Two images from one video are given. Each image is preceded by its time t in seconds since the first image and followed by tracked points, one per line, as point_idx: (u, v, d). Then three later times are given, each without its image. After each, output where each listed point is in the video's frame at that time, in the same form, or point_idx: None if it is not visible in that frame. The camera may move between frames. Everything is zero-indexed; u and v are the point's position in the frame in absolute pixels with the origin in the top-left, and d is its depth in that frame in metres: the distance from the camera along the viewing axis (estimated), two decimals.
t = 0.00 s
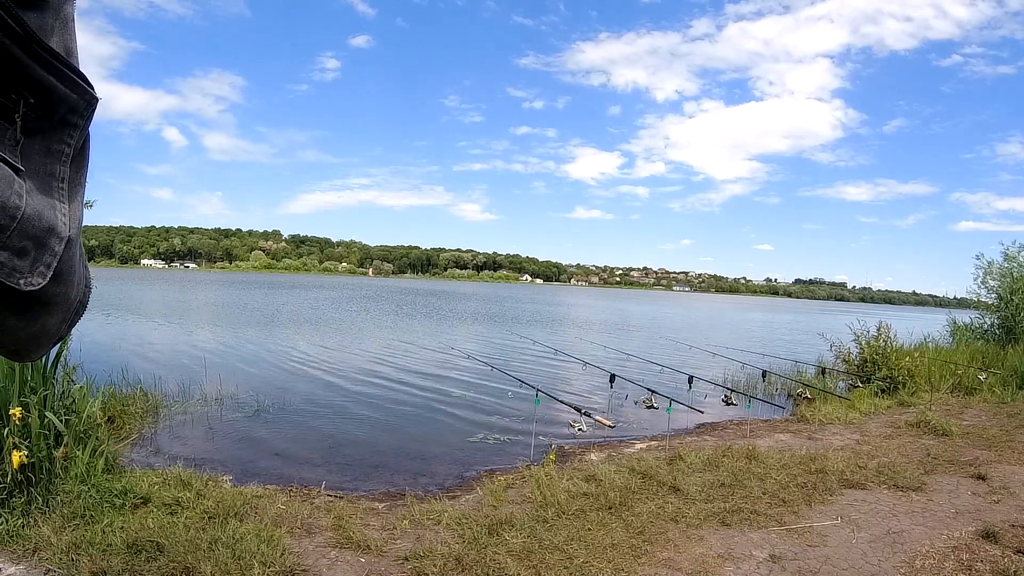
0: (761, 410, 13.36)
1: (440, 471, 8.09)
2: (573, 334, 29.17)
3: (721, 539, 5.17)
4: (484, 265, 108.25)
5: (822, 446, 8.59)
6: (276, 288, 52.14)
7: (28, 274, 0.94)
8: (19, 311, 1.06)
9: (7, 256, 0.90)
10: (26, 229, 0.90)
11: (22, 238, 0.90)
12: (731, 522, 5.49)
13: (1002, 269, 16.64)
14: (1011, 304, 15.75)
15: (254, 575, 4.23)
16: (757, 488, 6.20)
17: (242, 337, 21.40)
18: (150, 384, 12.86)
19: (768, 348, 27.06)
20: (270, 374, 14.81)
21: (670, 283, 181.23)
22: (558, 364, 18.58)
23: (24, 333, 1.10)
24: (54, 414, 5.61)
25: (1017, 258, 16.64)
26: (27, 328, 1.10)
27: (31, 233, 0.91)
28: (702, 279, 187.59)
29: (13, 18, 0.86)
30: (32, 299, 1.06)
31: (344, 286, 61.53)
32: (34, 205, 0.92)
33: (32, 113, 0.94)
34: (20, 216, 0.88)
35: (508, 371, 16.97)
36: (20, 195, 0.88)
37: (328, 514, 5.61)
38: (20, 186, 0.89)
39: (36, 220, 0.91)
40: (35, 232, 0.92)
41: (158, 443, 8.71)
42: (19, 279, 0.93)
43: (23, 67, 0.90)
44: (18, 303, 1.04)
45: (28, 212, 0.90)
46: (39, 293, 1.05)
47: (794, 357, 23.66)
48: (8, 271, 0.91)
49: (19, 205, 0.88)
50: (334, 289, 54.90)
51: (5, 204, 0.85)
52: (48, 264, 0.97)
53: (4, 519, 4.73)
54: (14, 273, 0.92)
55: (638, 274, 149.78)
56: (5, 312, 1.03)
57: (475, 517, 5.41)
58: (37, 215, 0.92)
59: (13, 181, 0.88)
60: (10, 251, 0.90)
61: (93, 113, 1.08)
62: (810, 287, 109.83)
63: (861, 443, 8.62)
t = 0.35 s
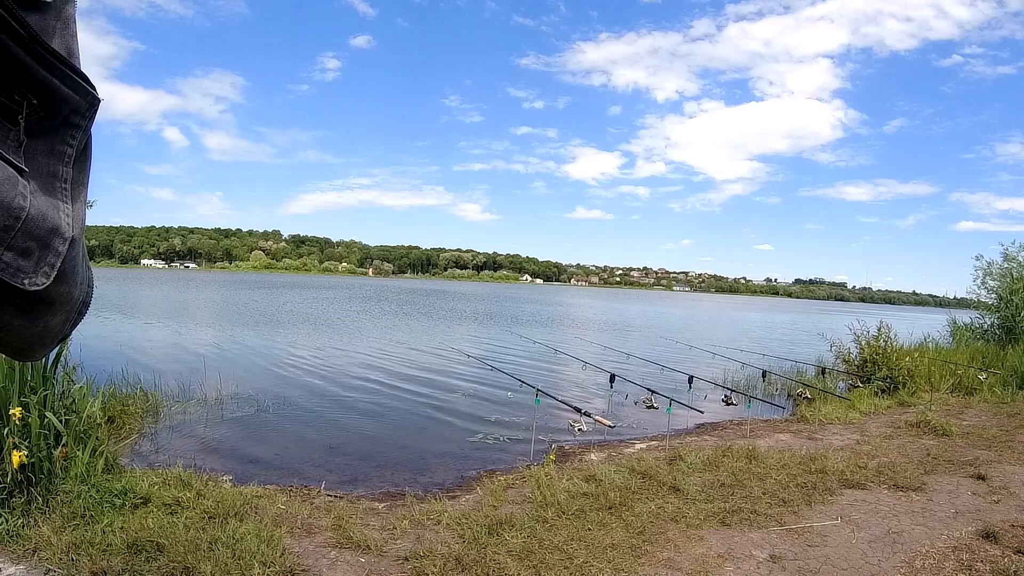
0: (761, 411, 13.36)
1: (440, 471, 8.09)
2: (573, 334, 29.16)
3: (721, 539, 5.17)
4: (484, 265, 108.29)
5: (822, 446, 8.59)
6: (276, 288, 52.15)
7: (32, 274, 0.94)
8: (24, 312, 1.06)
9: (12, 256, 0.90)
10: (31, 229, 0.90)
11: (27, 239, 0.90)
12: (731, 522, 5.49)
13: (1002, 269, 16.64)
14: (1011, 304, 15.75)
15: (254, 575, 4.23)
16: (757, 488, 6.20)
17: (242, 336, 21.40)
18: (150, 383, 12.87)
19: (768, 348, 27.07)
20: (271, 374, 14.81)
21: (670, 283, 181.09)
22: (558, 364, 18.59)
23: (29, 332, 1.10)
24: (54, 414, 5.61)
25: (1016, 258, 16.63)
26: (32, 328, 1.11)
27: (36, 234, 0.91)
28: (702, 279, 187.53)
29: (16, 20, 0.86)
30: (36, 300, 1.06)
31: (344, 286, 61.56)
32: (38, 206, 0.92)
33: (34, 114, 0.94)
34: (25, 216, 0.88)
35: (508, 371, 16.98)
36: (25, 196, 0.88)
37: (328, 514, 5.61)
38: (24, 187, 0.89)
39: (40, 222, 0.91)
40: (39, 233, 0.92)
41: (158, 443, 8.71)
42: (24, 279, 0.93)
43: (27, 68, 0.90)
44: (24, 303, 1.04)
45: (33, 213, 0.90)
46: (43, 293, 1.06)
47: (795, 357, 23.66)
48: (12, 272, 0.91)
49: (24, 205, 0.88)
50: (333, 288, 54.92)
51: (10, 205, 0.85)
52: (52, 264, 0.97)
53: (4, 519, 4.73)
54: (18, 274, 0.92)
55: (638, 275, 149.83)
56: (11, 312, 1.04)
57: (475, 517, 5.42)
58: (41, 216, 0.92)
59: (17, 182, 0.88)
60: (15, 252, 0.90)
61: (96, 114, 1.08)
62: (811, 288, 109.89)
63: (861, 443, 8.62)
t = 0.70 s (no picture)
0: (761, 411, 13.37)
1: (440, 471, 8.09)
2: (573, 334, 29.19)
3: (721, 539, 5.17)
4: (484, 265, 108.32)
5: (822, 446, 8.60)
6: (276, 288, 52.18)
7: (33, 276, 0.95)
8: (24, 313, 1.06)
9: (13, 259, 0.90)
10: (31, 232, 0.90)
11: (27, 242, 0.91)
12: (732, 522, 5.49)
13: (1002, 270, 16.63)
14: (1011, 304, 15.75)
15: (254, 575, 4.23)
16: (757, 488, 6.20)
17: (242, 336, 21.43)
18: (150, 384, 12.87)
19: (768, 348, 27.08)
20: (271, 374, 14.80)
21: (670, 283, 181.07)
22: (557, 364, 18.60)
23: (29, 335, 1.10)
24: (54, 414, 5.62)
25: (1017, 258, 16.63)
26: (32, 331, 1.11)
27: (36, 237, 0.91)
28: (702, 279, 187.72)
29: (18, 22, 0.86)
30: (36, 302, 1.06)
31: (343, 285, 61.58)
32: (39, 208, 0.92)
33: (36, 116, 0.94)
34: (25, 218, 0.88)
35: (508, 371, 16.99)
36: (25, 198, 0.89)
37: (328, 514, 5.61)
38: (25, 190, 0.89)
39: (41, 225, 0.91)
40: (40, 235, 0.92)
41: (158, 443, 8.71)
42: (23, 282, 0.93)
43: (28, 70, 0.90)
44: (23, 305, 1.04)
45: (33, 215, 0.90)
46: (43, 295, 1.06)
47: (795, 357, 23.67)
48: (12, 275, 0.91)
49: (24, 208, 0.88)
50: (333, 288, 55.05)
51: (9, 208, 0.85)
52: (53, 268, 0.97)
53: (4, 519, 4.73)
54: (18, 277, 0.92)
55: (638, 275, 150.02)
56: (11, 314, 1.04)
57: (475, 517, 5.42)
58: (41, 218, 0.92)
59: (16, 185, 0.88)
60: (15, 255, 0.90)
61: (97, 116, 1.08)
62: (810, 288, 110.03)
63: (861, 443, 8.62)
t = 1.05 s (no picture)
0: (761, 411, 13.37)
1: (440, 471, 8.09)
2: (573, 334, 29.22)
3: (721, 539, 5.17)
4: (484, 265, 108.35)
5: (822, 446, 8.60)
6: (276, 288, 52.20)
7: (30, 279, 0.95)
8: (22, 316, 1.06)
9: (8, 261, 0.90)
10: (27, 234, 0.90)
11: (23, 244, 0.90)
12: (732, 523, 5.49)
13: (1002, 269, 16.62)
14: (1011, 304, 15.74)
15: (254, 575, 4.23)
16: (757, 488, 6.20)
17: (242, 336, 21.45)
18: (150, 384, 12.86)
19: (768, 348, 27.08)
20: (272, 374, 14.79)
21: (670, 283, 181.05)
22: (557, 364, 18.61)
23: (28, 338, 1.10)
24: (54, 414, 5.62)
25: (1017, 258, 16.62)
26: (31, 334, 1.11)
27: (33, 239, 0.91)
28: (702, 279, 187.68)
29: (17, 22, 0.86)
30: (34, 305, 1.06)
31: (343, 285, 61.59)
32: (36, 211, 0.92)
33: (35, 116, 0.94)
34: (21, 220, 0.88)
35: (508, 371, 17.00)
36: (21, 200, 0.88)
37: (328, 514, 5.61)
38: (21, 192, 0.89)
39: (37, 227, 0.91)
40: (37, 238, 0.92)
41: (158, 443, 8.71)
42: (20, 285, 0.93)
43: (27, 70, 0.90)
44: (20, 308, 1.04)
45: (30, 217, 0.90)
46: (40, 299, 1.06)
47: (795, 357, 23.68)
48: (9, 277, 0.91)
49: (20, 209, 0.88)
50: (333, 288, 55.09)
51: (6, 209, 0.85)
52: (50, 270, 0.97)
53: (4, 519, 4.73)
54: (15, 279, 0.92)
55: (637, 275, 150.03)
56: (8, 317, 1.04)
57: (475, 517, 5.42)
58: (38, 221, 0.92)
59: (13, 186, 0.88)
60: (11, 257, 0.90)
61: (97, 117, 1.08)
62: (810, 287, 110.10)
63: (861, 442, 8.62)
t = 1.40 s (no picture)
0: (761, 411, 13.37)
1: (440, 471, 8.09)
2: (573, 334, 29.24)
3: (721, 539, 5.17)
4: (484, 265, 108.39)
5: (822, 446, 8.60)
6: (276, 288, 52.26)
7: (38, 278, 0.95)
8: (28, 316, 1.07)
9: (16, 261, 0.90)
10: (36, 234, 0.90)
11: (32, 244, 0.90)
12: (732, 523, 5.49)
13: (1002, 270, 16.61)
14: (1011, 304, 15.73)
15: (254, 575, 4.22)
16: (756, 488, 6.20)
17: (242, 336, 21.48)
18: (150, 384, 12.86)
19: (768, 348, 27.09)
20: (272, 374, 14.78)
21: (669, 283, 181.36)
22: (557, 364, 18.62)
23: (33, 337, 1.10)
24: (54, 414, 5.62)
25: (1017, 259, 16.61)
26: (36, 333, 1.11)
27: (41, 239, 0.91)
28: (701, 279, 187.84)
29: (24, 24, 0.86)
30: (40, 304, 1.06)
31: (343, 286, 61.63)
32: (44, 211, 0.92)
33: (41, 118, 0.94)
34: (31, 221, 0.89)
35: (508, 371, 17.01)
36: (30, 200, 0.88)
37: (328, 514, 5.61)
38: (30, 192, 0.89)
39: (46, 227, 0.91)
40: (45, 238, 0.92)
41: (158, 443, 8.71)
42: (28, 284, 0.93)
43: (33, 72, 0.90)
44: (26, 307, 1.04)
45: (38, 217, 0.90)
46: (46, 298, 1.06)
47: (795, 357, 23.68)
48: (17, 276, 0.91)
49: (30, 210, 0.88)
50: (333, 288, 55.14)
51: (16, 210, 0.85)
52: (57, 268, 0.97)
53: (4, 519, 4.73)
54: (24, 278, 0.92)
55: (637, 275, 150.10)
56: (14, 315, 1.03)
57: (475, 517, 5.42)
58: (47, 220, 0.92)
59: (22, 187, 0.88)
60: (20, 256, 0.90)
61: (100, 117, 1.08)
62: (810, 288, 110.14)
63: (861, 443, 8.62)
